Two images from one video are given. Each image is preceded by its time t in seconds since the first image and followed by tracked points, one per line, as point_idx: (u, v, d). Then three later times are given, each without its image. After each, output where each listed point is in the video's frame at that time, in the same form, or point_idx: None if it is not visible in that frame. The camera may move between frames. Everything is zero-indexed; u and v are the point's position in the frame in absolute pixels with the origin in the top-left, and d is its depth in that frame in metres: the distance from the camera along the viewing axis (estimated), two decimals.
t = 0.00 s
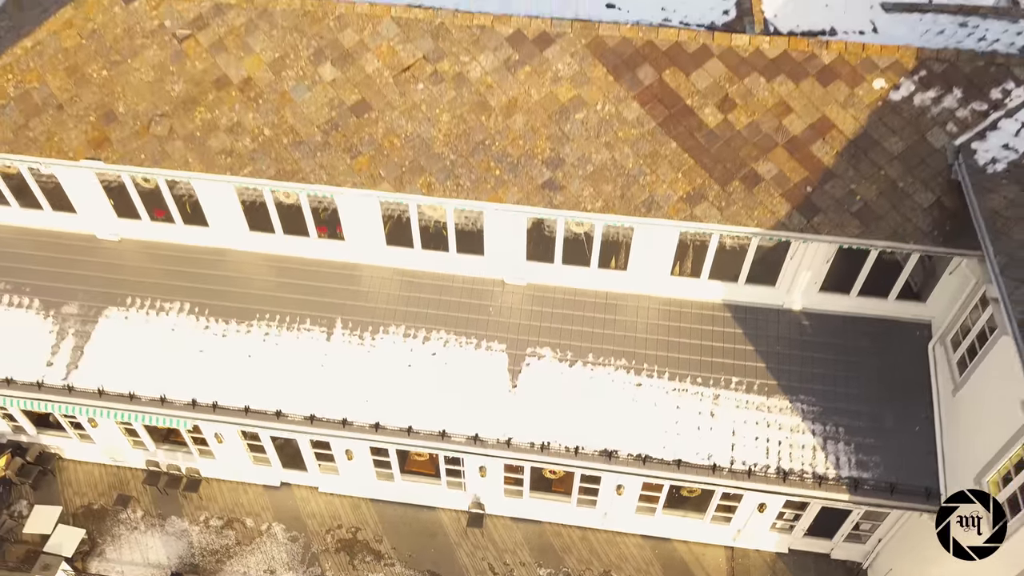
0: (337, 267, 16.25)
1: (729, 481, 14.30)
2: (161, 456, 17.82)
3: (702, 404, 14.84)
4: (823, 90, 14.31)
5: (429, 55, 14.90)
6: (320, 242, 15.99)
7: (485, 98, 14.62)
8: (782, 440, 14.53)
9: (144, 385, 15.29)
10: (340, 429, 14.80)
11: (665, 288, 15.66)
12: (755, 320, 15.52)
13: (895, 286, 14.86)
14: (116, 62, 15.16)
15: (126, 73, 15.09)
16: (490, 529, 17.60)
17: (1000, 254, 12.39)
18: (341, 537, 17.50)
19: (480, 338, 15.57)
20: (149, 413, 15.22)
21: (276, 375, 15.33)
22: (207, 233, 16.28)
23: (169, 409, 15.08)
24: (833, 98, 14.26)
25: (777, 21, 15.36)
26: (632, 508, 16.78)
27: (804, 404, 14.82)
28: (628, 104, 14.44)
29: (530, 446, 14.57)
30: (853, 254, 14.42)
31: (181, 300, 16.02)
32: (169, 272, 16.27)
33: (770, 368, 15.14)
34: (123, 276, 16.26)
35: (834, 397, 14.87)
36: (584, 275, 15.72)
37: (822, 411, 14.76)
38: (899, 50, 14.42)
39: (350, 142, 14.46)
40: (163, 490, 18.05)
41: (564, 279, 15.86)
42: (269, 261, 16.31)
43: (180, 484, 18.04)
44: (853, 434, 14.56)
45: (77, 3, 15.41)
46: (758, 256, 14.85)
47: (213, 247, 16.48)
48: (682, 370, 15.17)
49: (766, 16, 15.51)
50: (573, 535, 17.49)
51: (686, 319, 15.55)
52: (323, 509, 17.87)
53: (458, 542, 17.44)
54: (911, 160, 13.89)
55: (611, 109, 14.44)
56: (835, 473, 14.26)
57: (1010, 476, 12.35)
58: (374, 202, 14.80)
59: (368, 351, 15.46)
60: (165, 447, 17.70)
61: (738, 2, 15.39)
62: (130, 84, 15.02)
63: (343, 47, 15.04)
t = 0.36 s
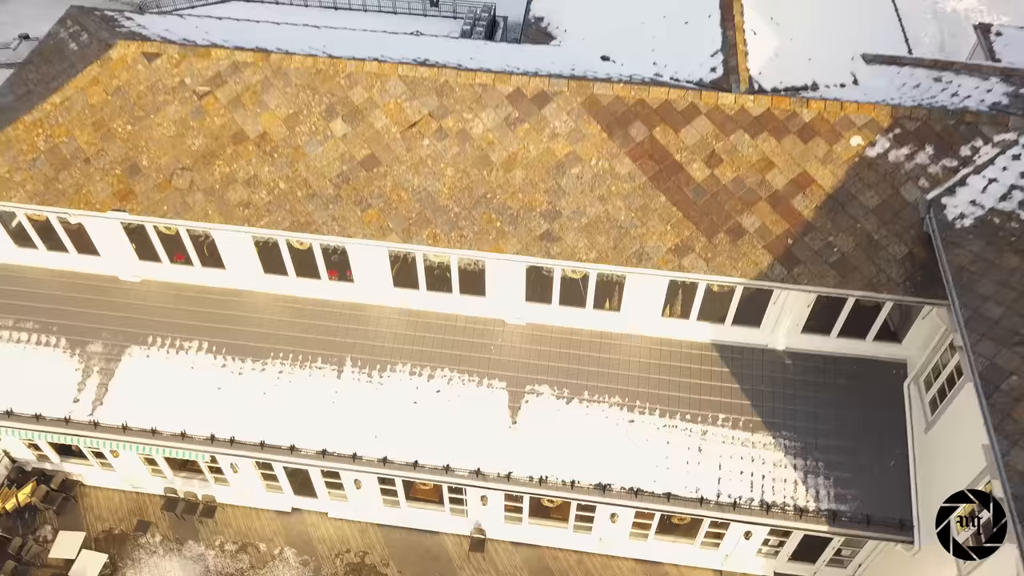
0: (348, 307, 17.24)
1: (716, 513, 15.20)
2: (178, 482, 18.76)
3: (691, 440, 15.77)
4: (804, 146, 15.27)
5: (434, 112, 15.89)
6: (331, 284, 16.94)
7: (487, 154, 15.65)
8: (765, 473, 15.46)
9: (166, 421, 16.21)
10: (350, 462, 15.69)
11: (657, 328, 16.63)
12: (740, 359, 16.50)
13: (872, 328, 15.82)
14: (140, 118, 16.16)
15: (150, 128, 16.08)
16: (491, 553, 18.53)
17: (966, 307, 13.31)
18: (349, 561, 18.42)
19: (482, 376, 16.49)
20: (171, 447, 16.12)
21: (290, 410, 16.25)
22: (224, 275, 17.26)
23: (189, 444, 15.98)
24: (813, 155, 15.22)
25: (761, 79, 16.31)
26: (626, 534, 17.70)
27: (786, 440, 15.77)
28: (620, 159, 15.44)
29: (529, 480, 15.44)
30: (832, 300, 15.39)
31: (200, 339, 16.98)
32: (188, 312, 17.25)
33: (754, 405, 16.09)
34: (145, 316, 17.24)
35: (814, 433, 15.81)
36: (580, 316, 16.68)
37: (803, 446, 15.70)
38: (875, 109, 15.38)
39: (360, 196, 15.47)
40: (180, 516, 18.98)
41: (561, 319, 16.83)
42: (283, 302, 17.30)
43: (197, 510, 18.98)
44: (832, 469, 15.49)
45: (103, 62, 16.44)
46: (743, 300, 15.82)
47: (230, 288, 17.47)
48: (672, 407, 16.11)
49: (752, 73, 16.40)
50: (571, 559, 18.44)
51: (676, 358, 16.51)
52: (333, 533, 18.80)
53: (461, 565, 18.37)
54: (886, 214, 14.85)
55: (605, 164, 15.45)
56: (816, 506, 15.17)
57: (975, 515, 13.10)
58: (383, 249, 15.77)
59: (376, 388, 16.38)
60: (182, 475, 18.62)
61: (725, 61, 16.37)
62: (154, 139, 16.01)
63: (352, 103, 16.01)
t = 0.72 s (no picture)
0: (356, 341, 18.22)
1: (703, 539, 16.05)
2: (193, 505, 19.69)
3: (680, 469, 16.68)
4: (787, 194, 16.21)
5: (437, 160, 16.86)
6: (340, 319, 17.88)
7: (487, 200, 16.61)
8: (750, 501, 16.33)
9: (184, 450, 17.12)
10: (359, 490, 16.58)
11: (648, 362, 17.60)
12: (727, 393, 17.47)
13: (851, 364, 16.76)
14: (160, 164, 17.09)
15: (169, 174, 17.01)
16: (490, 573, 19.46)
17: (935, 350, 14.23)
18: None
19: (483, 408, 17.42)
20: (188, 475, 17.02)
21: (302, 440, 17.15)
22: (238, 311, 18.22)
23: (205, 473, 16.89)
24: (794, 202, 16.16)
25: (747, 127, 17.22)
26: (619, 556, 18.59)
27: (770, 470, 16.68)
28: (613, 205, 16.40)
29: (526, 507, 16.31)
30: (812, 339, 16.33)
31: (215, 372, 17.94)
32: (204, 346, 18.23)
33: (740, 436, 17.02)
34: (163, 349, 18.20)
35: (796, 463, 16.73)
36: (575, 350, 17.63)
37: (785, 476, 16.61)
38: (853, 158, 16.32)
39: (368, 240, 16.43)
40: (195, 537, 19.87)
41: (557, 353, 17.80)
42: (294, 336, 18.31)
43: (211, 531, 19.90)
44: (813, 497, 16.36)
45: (125, 110, 17.37)
46: (730, 337, 16.75)
47: (244, 322, 18.45)
48: (662, 438, 17.03)
49: (738, 122, 17.23)
50: None
51: (666, 391, 17.48)
52: (340, 554, 19.73)
53: None
54: (863, 259, 15.79)
55: (598, 211, 16.41)
56: (797, 532, 16.02)
57: (938, 548, 13.94)
58: (389, 290, 16.72)
59: (383, 419, 17.31)
60: (196, 498, 19.48)
61: (712, 110, 17.30)
62: (173, 184, 16.95)
63: (361, 151, 16.97)
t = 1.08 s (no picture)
0: (364, 371, 19.19)
1: (693, 561, 16.98)
2: (209, 525, 20.61)
3: (671, 495, 17.61)
4: (772, 235, 17.17)
5: (442, 203, 17.87)
6: (350, 350, 18.83)
7: (489, 240, 17.59)
8: (738, 526, 17.25)
9: (202, 476, 18.07)
10: (367, 514, 17.52)
11: (642, 392, 18.56)
12: (716, 422, 18.45)
13: (833, 395, 17.71)
14: (179, 205, 18.06)
15: (187, 215, 17.98)
16: None
17: (909, 387, 15.20)
18: None
19: (485, 436, 18.37)
20: (205, 500, 17.97)
21: (313, 466, 18.09)
22: (252, 342, 19.18)
23: (222, 497, 17.82)
24: (779, 244, 17.13)
25: (735, 170, 18.19)
26: None
27: (756, 495, 17.60)
28: (608, 246, 17.37)
29: (526, 531, 17.24)
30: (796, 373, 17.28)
31: (231, 401, 18.89)
32: (221, 375, 19.19)
33: (728, 463, 17.97)
34: (181, 379, 19.15)
35: (781, 489, 17.67)
36: (573, 381, 18.59)
37: (771, 501, 17.53)
38: (834, 202, 17.28)
39: (377, 278, 17.40)
40: (210, 556, 20.79)
41: (556, 382, 18.76)
42: (306, 366, 19.29)
43: (226, 550, 20.82)
44: (797, 522, 17.28)
45: (145, 154, 18.34)
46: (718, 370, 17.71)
47: (258, 352, 19.42)
48: (654, 465, 17.98)
49: (726, 165, 18.19)
50: None
51: (659, 419, 18.46)
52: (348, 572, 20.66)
53: None
54: (843, 298, 16.76)
55: (594, 251, 17.38)
56: (781, 555, 16.93)
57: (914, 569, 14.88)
58: (396, 325, 17.66)
59: (390, 446, 18.26)
60: (211, 518, 20.38)
61: (701, 154, 18.27)
62: (191, 225, 17.91)
63: (370, 194, 17.95)
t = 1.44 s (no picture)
0: (373, 400, 20.12)
1: None
2: (223, 546, 21.49)
3: (665, 520, 18.52)
4: (760, 275, 18.12)
5: (447, 243, 18.84)
6: (358, 381, 19.74)
7: (491, 279, 18.52)
8: (728, 550, 18.16)
9: (218, 501, 18.97)
10: (376, 538, 18.41)
11: (637, 422, 19.50)
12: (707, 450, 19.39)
13: (818, 426, 18.63)
14: (196, 244, 18.99)
15: (205, 253, 18.91)
16: None
17: (888, 423, 16.12)
18: None
19: (488, 464, 19.30)
20: (221, 524, 18.86)
21: (324, 492, 19.01)
22: (265, 373, 20.10)
23: (237, 522, 18.70)
24: (766, 283, 18.07)
25: (725, 211, 19.13)
26: None
27: (745, 521, 18.51)
28: (604, 285, 18.31)
29: (527, 554, 18.15)
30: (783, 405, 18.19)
31: (245, 430, 19.83)
32: (235, 405, 20.13)
33: (719, 490, 18.89)
34: (197, 408, 20.07)
35: (768, 514, 18.60)
36: (570, 411, 19.52)
37: (759, 526, 18.45)
38: (819, 243, 18.23)
39: (385, 315, 18.33)
40: None
41: (555, 412, 19.68)
42: (316, 396, 20.22)
43: (239, 570, 21.69)
44: (783, 547, 18.20)
45: (165, 195, 19.29)
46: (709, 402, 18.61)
47: (271, 383, 20.36)
48: (649, 491, 18.91)
49: (717, 206, 19.13)
50: None
51: (653, 447, 19.41)
52: None
53: None
54: (827, 335, 17.70)
55: (591, 289, 18.31)
56: None
57: None
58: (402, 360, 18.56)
59: (398, 473, 19.19)
60: (225, 538, 21.23)
61: (693, 195, 19.22)
62: (208, 263, 18.85)
63: (378, 234, 18.93)
